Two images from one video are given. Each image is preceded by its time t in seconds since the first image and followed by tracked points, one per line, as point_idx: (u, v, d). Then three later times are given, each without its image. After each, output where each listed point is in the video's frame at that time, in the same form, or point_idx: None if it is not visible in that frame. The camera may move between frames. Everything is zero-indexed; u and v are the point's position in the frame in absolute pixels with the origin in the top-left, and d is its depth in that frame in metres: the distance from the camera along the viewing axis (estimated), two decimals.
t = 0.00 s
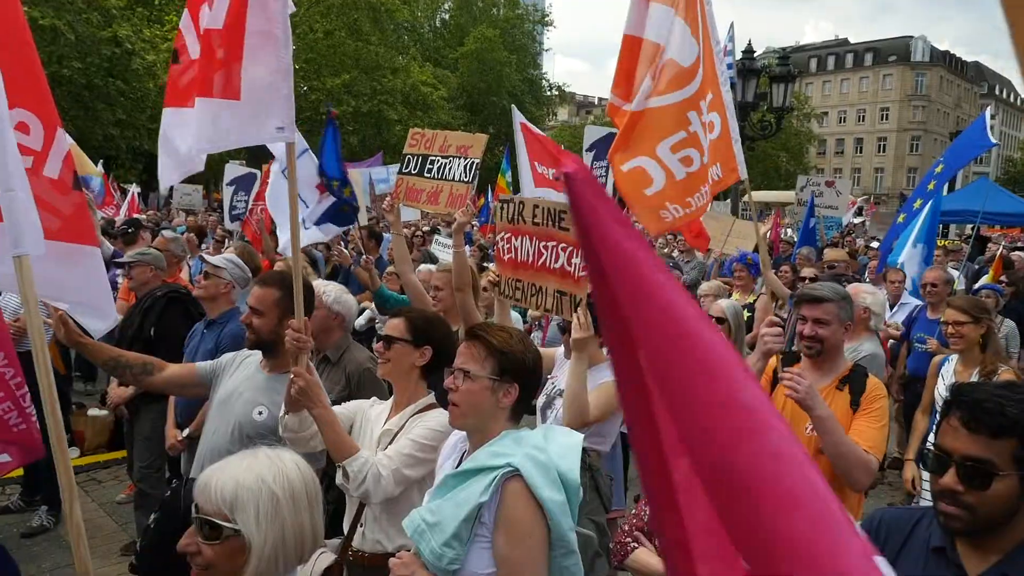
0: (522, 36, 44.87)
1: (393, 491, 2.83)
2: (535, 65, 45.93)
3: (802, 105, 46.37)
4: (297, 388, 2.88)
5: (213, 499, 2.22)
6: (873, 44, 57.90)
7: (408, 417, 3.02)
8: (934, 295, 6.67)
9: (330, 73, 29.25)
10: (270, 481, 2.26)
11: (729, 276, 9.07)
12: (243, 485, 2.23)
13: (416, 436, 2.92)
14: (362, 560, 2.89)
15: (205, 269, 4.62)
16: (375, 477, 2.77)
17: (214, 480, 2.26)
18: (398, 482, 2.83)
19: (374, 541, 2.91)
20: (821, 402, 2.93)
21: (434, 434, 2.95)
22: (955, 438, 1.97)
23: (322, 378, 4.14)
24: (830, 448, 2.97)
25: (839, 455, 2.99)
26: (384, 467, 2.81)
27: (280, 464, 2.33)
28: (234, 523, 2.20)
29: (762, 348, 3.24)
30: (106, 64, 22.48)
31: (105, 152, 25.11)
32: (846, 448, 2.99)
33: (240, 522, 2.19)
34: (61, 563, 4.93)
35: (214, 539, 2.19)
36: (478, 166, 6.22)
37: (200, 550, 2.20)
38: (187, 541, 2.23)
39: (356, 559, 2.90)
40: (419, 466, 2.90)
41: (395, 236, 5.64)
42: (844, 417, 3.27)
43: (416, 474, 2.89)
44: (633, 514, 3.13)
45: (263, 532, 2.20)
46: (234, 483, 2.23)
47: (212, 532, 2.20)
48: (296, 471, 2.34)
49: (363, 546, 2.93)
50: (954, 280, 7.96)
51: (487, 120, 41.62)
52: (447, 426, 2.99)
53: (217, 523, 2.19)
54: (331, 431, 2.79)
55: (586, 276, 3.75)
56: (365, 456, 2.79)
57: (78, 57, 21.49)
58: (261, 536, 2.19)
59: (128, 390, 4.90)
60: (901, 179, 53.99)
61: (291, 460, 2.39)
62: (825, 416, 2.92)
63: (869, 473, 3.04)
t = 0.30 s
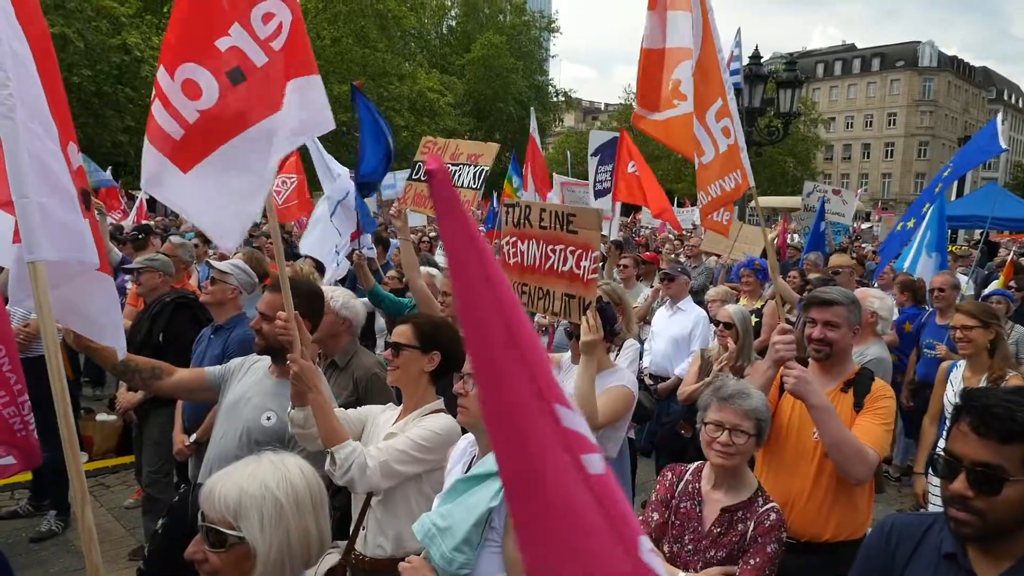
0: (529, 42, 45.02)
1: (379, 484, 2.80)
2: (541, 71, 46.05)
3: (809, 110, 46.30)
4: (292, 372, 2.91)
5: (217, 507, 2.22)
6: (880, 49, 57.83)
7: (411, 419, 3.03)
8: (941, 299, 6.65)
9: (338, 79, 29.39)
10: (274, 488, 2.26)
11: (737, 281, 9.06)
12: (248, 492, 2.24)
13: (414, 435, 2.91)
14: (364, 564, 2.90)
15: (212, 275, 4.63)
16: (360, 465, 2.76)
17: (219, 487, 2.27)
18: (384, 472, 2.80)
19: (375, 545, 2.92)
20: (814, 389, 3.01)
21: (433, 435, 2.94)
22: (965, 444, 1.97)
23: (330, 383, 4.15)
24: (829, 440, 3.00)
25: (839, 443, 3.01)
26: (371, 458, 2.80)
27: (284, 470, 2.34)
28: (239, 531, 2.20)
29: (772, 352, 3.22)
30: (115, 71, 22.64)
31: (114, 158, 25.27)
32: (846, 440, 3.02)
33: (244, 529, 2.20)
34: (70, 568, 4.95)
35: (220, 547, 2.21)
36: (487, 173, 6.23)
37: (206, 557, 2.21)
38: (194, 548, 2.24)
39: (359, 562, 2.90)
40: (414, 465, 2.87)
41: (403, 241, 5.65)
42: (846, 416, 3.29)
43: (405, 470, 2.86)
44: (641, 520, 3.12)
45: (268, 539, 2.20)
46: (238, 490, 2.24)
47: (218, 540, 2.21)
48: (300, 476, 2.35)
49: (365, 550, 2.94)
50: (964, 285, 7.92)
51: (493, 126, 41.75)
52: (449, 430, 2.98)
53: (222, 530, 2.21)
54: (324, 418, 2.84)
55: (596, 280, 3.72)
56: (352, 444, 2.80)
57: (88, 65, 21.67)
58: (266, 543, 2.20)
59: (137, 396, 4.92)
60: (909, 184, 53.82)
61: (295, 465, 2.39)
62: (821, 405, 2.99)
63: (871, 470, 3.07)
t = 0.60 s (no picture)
0: (537, 46, 45.19)
1: (374, 482, 2.71)
2: (550, 76, 46.12)
3: (819, 114, 46.12)
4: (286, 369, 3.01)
5: (222, 511, 2.22)
6: (890, 53, 57.64)
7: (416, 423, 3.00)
8: (949, 303, 6.60)
9: (347, 84, 29.51)
10: (279, 491, 2.25)
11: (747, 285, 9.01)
12: (253, 496, 2.22)
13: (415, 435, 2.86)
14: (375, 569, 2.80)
15: (221, 278, 4.63)
16: (353, 460, 2.72)
17: (224, 490, 2.26)
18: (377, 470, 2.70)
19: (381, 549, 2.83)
20: (829, 391, 3.00)
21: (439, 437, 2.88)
22: (984, 449, 1.94)
23: (338, 387, 4.15)
24: (840, 441, 2.97)
25: (849, 445, 2.98)
26: (366, 454, 2.75)
27: (289, 473, 2.33)
28: (244, 534, 2.19)
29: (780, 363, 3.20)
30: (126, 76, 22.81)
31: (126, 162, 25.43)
32: (856, 441, 2.99)
33: (250, 533, 2.19)
34: (80, 570, 4.96)
35: (226, 551, 2.20)
36: (497, 178, 6.23)
37: (213, 561, 2.21)
38: (201, 553, 2.24)
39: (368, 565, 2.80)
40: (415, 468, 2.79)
41: (412, 244, 5.65)
42: (856, 419, 3.26)
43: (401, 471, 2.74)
44: (649, 524, 3.09)
45: (275, 542, 2.19)
46: (243, 493, 2.23)
47: (223, 544, 2.20)
48: (305, 479, 2.34)
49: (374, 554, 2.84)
50: (977, 289, 7.82)
51: (502, 130, 41.83)
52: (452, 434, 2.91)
53: (228, 534, 2.20)
54: (318, 416, 2.90)
55: (604, 282, 3.70)
56: (345, 440, 2.78)
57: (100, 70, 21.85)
58: (273, 546, 2.19)
59: (147, 398, 4.93)
60: (919, 188, 53.54)
61: (299, 467, 2.38)
62: (832, 406, 2.99)
63: (881, 472, 3.03)
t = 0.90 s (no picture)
0: (544, 39, 45.10)
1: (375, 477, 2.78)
2: (557, 69, 46.01)
3: (827, 106, 45.88)
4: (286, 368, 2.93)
5: (226, 504, 2.21)
6: (899, 45, 57.24)
7: (422, 416, 3.01)
8: (957, 295, 6.56)
9: (354, 78, 29.52)
10: (282, 483, 2.24)
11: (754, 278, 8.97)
12: (257, 488, 2.21)
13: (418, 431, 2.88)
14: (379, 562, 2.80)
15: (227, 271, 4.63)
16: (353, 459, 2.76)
17: (228, 484, 2.26)
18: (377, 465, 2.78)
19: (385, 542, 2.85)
20: (845, 384, 2.96)
21: (445, 432, 2.89)
22: (997, 442, 1.92)
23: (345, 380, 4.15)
24: (854, 433, 2.96)
25: (862, 436, 2.97)
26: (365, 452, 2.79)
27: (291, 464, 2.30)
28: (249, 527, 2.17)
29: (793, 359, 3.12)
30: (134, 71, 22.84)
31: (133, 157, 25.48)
32: (868, 433, 2.98)
33: (254, 525, 2.15)
34: (90, 562, 4.99)
35: (232, 543, 2.19)
36: (504, 171, 6.22)
37: (219, 554, 2.21)
38: (208, 546, 2.24)
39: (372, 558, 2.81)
40: (418, 463, 2.84)
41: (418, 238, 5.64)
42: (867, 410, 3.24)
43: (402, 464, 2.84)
44: (659, 515, 3.09)
45: (279, 534, 2.17)
46: (246, 487, 2.22)
47: (229, 537, 2.19)
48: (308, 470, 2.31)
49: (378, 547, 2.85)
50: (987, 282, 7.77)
51: (509, 123, 41.77)
52: (453, 426, 2.91)
53: (233, 527, 2.19)
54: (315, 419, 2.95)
55: (613, 275, 3.69)
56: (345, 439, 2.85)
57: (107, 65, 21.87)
58: (277, 537, 2.17)
59: (156, 391, 4.95)
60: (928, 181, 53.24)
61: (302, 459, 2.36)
62: (848, 399, 2.96)
63: (892, 465, 3.01)
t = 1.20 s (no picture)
0: (546, 43, 45.23)
1: (387, 488, 2.81)
2: (559, 73, 46.11)
3: (829, 109, 45.89)
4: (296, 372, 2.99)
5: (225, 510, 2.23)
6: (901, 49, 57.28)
7: (429, 423, 3.01)
8: (959, 298, 6.55)
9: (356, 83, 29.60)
10: (281, 488, 2.28)
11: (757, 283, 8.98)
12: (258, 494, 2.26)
13: (427, 439, 2.89)
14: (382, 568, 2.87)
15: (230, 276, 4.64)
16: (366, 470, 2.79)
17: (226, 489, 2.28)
18: (391, 477, 2.81)
19: (390, 548, 2.89)
20: (859, 392, 2.96)
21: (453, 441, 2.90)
22: (1000, 445, 1.92)
23: (348, 384, 4.15)
24: (863, 438, 2.96)
25: (872, 442, 2.97)
26: (377, 462, 2.82)
27: (291, 469, 2.34)
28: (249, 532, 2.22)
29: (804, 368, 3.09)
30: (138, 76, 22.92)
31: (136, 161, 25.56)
32: (880, 440, 2.99)
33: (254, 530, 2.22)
34: (93, 567, 4.99)
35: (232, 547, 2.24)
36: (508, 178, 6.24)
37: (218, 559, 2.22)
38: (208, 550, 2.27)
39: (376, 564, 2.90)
40: (427, 471, 2.85)
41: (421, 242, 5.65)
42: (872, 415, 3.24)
43: (415, 475, 2.84)
44: (663, 519, 3.09)
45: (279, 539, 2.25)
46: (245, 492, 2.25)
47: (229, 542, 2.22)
48: (307, 475, 2.35)
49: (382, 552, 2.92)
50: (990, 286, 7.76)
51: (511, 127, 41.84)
52: (460, 433, 2.92)
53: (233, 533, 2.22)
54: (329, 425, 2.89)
55: (614, 277, 3.70)
56: (357, 446, 2.85)
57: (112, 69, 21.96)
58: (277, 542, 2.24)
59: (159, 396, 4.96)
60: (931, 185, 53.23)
61: (301, 462, 2.39)
62: (863, 406, 2.96)
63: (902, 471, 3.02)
